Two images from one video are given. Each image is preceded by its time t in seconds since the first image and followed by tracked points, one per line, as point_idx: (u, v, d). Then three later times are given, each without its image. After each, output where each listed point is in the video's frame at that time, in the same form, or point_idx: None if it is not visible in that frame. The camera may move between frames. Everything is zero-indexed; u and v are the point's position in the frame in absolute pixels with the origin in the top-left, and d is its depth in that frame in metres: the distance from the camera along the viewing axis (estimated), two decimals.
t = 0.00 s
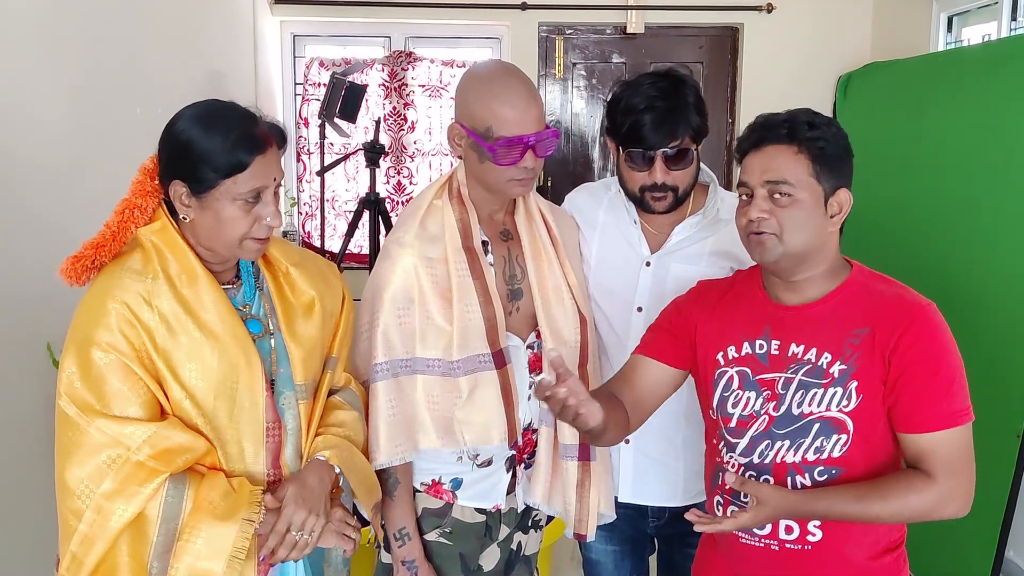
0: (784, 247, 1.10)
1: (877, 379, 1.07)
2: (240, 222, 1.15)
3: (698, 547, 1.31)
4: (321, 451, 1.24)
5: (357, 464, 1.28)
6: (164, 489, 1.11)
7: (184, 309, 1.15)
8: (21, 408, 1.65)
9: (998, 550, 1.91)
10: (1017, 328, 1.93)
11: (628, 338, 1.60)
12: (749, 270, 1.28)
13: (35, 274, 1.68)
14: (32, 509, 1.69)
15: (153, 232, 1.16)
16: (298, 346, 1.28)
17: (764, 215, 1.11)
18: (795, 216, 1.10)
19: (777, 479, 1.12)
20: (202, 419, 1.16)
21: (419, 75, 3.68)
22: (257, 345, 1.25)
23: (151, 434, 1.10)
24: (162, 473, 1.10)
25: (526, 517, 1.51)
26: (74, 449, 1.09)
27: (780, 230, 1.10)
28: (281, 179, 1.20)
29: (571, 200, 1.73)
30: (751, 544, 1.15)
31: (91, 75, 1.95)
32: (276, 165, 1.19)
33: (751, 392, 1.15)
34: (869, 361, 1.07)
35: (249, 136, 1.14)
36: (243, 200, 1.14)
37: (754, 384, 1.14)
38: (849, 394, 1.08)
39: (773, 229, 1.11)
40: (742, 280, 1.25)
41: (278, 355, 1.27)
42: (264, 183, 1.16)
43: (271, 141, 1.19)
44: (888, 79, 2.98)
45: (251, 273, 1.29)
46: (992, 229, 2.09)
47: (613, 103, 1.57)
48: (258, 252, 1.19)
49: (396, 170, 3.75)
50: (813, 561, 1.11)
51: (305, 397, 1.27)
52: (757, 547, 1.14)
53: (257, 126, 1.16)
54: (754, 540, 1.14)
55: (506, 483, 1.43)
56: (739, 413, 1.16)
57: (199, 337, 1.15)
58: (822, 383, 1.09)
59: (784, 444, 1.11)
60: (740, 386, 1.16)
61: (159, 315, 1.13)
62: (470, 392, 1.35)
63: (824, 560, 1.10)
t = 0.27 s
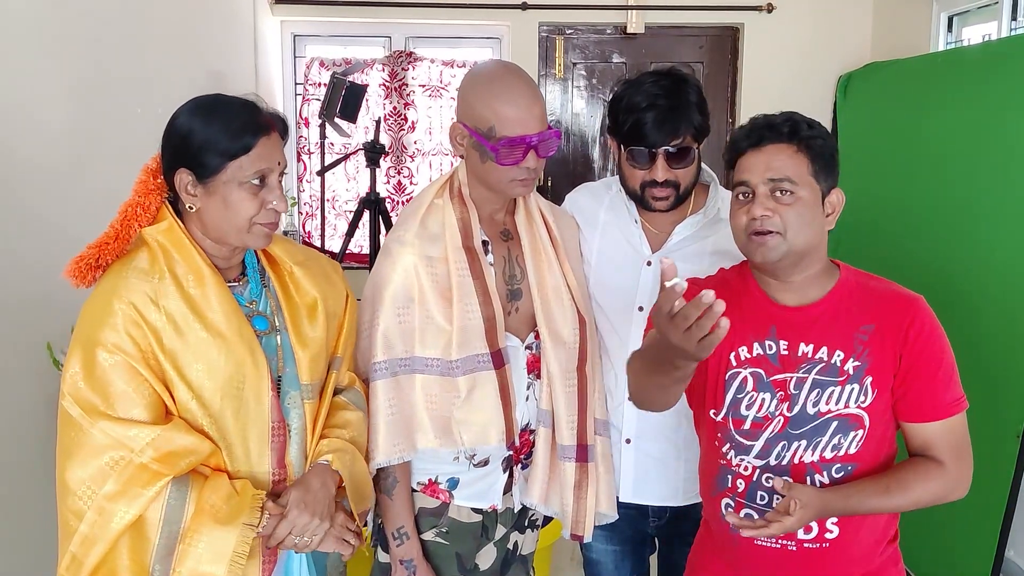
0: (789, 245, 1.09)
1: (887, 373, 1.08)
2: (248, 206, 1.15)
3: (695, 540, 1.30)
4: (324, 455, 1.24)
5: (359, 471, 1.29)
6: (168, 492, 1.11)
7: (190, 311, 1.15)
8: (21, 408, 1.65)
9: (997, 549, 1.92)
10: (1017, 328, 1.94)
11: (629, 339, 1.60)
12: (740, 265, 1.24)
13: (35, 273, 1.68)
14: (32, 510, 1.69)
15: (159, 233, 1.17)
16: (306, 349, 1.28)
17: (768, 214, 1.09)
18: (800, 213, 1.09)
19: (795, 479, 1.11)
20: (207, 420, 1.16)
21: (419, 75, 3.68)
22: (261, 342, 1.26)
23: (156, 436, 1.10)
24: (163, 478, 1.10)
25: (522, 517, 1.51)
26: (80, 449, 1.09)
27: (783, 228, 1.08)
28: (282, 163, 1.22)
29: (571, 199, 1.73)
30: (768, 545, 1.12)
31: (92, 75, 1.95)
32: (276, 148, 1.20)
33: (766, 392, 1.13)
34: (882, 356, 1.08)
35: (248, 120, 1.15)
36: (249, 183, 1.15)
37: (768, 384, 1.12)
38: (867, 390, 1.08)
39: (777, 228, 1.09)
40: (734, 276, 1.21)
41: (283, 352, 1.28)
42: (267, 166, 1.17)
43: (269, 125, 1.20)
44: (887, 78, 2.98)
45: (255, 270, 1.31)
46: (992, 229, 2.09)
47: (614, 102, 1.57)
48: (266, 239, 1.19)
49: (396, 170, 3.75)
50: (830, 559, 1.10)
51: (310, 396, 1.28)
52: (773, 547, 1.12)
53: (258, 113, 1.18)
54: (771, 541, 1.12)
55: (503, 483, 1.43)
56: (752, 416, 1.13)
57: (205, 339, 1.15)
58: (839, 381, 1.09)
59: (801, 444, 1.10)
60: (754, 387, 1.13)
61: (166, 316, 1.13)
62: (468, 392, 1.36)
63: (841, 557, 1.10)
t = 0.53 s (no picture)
0: (784, 239, 1.10)
1: (901, 373, 1.07)
2: (230, 192, 1.16)
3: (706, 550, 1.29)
4: (331, 467, 1.23)
5: (368, 481, 1.28)
6: (165, 486, 1.11)
7: (197, 308, 1.15)
8: (21, 407, 1.65)
9: (999, 549, 1.91)
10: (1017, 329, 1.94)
11: (629, 339, 1.60)
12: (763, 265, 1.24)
13: (36, 273, 1.68)
14: (31, 511, 1.69)
15: (175, 229, 1.18)
16: (314, 352, 1.26)
17: (764, 209, 1.11)
18: (800, 208, 1.09)
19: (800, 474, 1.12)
20: (209, 418, 1.16)
21: (419, 75, 3.66)
22: (268, 339, 1.24)
23: (155, 430, 1.10)
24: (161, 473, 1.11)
25: (518, 517, 1.51)
26: (82, 439, 1.10)
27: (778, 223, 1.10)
28: (273, 150, 1.22)
29: (570, 199, 1.73)
30: (772, 540, 1.13)
31: (93, 75, 1.96)
32: (266, 135, 1.21)
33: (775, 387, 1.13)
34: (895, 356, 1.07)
35: (225, 105, 1.18)
36: (229, 167, 1.17)
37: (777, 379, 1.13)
38: (876, 390, 1.07)
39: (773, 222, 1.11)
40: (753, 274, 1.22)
41: (290, 352, 1.26)
42: (248, 149, 1.18)
43: (256, 111, 1.21)
44: (888, 78, 2.98)
45: (269, 266, 1.29)
46: (992, 229, 2.09)
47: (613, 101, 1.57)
48: (260, 225, 1.19)
49: (396, 170, 3.72)
50: (835, 558, 1.10)
51: (317, 397, 1.25)
52: (778, 543, 1.13)
53: (241, 100, 1.20)
54: (775, 536, 1.13)
55: (498, 484, 1.43)
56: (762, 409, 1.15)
57: (210, 336, 1.15)
58: (849, 378, 1.08)
59: (809, 438, 1.11)
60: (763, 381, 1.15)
61: (172, 312, 1.14)
62: (463, 391, 1.36)
63: (846, 556, 1.10)
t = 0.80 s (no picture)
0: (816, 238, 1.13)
1: (898, 381, 1.05)
2: (219, 185, 1.18)
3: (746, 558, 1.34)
4: (323, 485, 1.20)
5: (364, 499, 1.24)
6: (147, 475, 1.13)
7: (194, 307, 1.16)
8: (20, 408, 1.65)
9: (999, 550, 1.91)
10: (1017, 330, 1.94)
11: (629, 341, 1.59)
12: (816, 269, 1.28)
13: (35, 273, 1.68)
14: (30, 511, 1.68)
15: (190, 226, 1.20)
16: (315, 357, 1.22)
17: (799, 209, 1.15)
18: (824, 208, 1.12)
19: (796, 468, 1.14)
20: (198, 416, 1.16)
21: (420, 75, 3.65)
22: (264, 339, 1.22)
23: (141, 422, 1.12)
24: (140, 465, 1.12)
25: (512, 520, 1.51)
26: (78, 424, 1.13)
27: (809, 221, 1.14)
28: (266, 144, 1.22)
29: (568, 200, 1.74)
30: (773, 533, 1.19)
31: (94, 75, 1.96)
32: (257, 130, 1.22)
33: (783, 381, 1.18)
34: (892, 362, 1.06)
35: (212, 103, 1.21)
36: (217, 162, 1.19)
37: (787, 373, 1.17)
38: (869, 392, 1.07)
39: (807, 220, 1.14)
40: (804, 278, 1.26)
41: (287, 355, 1.23)
42: (236, 143, 1.20)
43: (249, 107, 1.23)
44: (889, 78, 2.98)
45: (281, 267, 1.28)
46: (993, 230, 2.09)
47: (611, 101, 1.57)
48: (255, 218, 1.18)
49: (397, 171, 3.72)
50: (826, 558, 1.12)
51: (314, 403, 1.23)
52: (777, 536, 1.19)
53: (232, 97, 1.23)
54: (775, 529, 1.19)
55: (491, 487, 1.43)
56: (772, 401, 1.19)
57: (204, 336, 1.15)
58: (845, 379, 1.10)
59: (806, 435, 1.13)
60: (775, 374, 1.20)
61: (168, 308, 1.15)
62: (457, 393, 1.36)
63: (837, 558, 1.11)
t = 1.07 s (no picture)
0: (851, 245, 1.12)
1: (908, 386, 1.04)
2: (228, 188, 1.19)
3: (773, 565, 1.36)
4: (315, 492, 1.18)
5: (361, 507, 1.21)
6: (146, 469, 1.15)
7: (200, 307, 1.17)
8: (22, 410, 1.64)
9: (1000, 551, 1.91)
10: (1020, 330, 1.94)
11: (628, 342, 1.59)
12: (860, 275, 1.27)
13: (36, 275, 1.68)
14: (31, 512, 1.68)
15: (203, 225, 1.22)
16: (318, 361, 1.22)
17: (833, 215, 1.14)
18: (858, 214, 1.10)
19: (812, 470, 1.15)
20: (199, 415, 1.17)
21: (421, 75, 3.66)
22: (264, 341, 1.22)
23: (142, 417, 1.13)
24: (137, 460, 1.14)
25: (512, 522, 1.51)
26: (87, 416, 1.15)
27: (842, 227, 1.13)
28: (274, 148, 1.23)
29: (565, 202, 1.74)
30: (787, 532, 1.22)
31: (93, 75, 1.95)
32: (265, 133, 1.22)
33: (809, 381, 1.19)
34: (905, 366, 1.05)
35: (224, 107, 1.23)
36: (225, 166, 1.20)
37: (813, 374, 1.19)
38: (880, 395, 1.07)
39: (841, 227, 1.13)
40: (843, 285, 1.26)
41: (289, 357, 1.23)
42: (243, 148, 1.21)
43: (259, 111, 1.23)
44: (891, 78, 2.98)
45: (292, 267, 1.28)
46: (994, 230, 2.09)
47: (609, 97, 1.58)
48: (263, 221, 1.19)
49: (398, 171, 3.73)
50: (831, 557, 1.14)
51: (314, 406, 1.22)
52: (791, 535, 1.21)
53: (243, 100, 1.24)
54: (789, 528, 1.21)
55: (491, 489, 1.43)
56: (799, 401, 1.21)
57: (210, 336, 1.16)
58: (861, 380, 1.10)
59: (824, 436, 1.14)
60: (804, 375, 1.21)
61: (173, 306, 1.16)
62: (461, 394, 1.35)
63: (843, 559, 1.12)
